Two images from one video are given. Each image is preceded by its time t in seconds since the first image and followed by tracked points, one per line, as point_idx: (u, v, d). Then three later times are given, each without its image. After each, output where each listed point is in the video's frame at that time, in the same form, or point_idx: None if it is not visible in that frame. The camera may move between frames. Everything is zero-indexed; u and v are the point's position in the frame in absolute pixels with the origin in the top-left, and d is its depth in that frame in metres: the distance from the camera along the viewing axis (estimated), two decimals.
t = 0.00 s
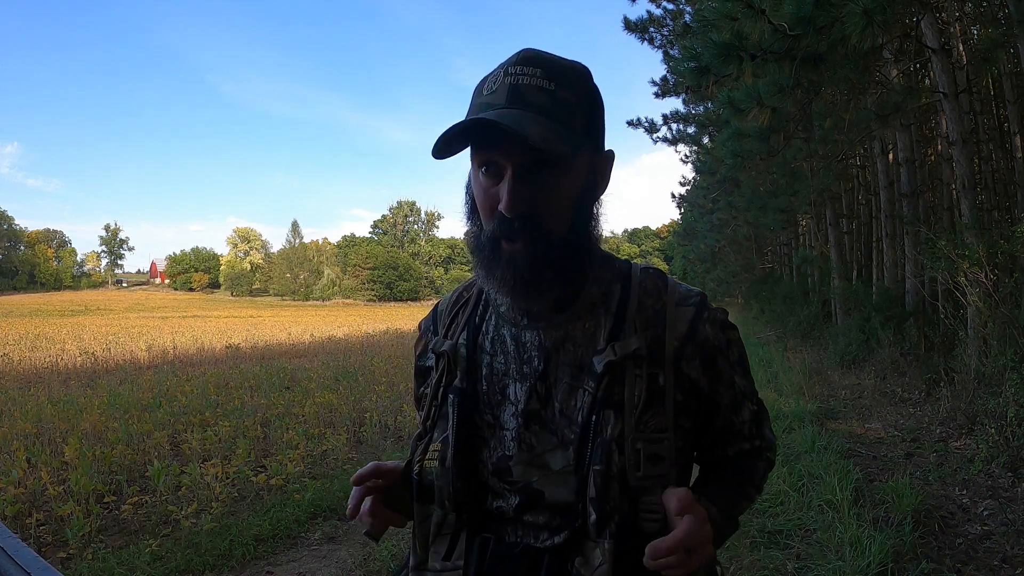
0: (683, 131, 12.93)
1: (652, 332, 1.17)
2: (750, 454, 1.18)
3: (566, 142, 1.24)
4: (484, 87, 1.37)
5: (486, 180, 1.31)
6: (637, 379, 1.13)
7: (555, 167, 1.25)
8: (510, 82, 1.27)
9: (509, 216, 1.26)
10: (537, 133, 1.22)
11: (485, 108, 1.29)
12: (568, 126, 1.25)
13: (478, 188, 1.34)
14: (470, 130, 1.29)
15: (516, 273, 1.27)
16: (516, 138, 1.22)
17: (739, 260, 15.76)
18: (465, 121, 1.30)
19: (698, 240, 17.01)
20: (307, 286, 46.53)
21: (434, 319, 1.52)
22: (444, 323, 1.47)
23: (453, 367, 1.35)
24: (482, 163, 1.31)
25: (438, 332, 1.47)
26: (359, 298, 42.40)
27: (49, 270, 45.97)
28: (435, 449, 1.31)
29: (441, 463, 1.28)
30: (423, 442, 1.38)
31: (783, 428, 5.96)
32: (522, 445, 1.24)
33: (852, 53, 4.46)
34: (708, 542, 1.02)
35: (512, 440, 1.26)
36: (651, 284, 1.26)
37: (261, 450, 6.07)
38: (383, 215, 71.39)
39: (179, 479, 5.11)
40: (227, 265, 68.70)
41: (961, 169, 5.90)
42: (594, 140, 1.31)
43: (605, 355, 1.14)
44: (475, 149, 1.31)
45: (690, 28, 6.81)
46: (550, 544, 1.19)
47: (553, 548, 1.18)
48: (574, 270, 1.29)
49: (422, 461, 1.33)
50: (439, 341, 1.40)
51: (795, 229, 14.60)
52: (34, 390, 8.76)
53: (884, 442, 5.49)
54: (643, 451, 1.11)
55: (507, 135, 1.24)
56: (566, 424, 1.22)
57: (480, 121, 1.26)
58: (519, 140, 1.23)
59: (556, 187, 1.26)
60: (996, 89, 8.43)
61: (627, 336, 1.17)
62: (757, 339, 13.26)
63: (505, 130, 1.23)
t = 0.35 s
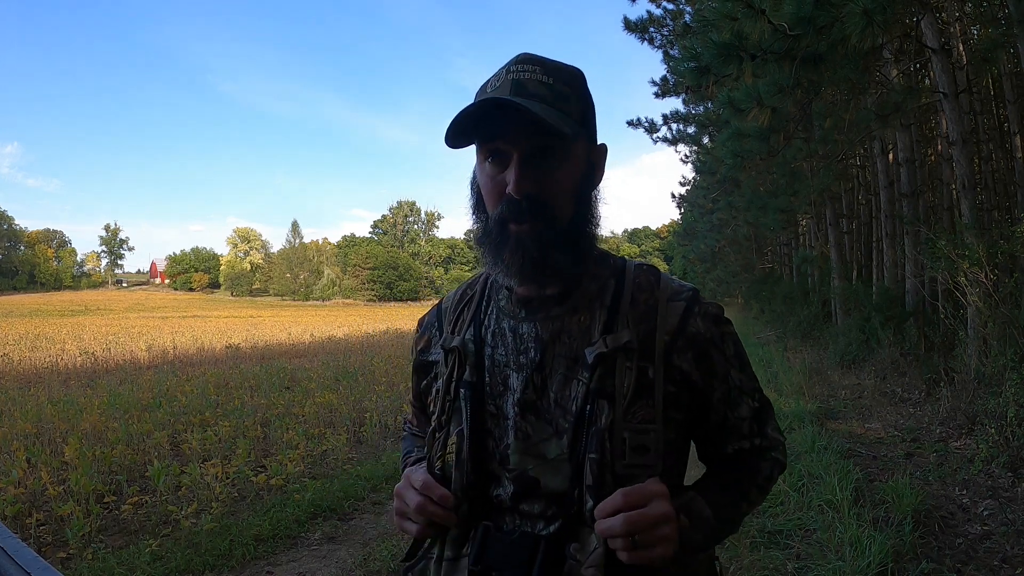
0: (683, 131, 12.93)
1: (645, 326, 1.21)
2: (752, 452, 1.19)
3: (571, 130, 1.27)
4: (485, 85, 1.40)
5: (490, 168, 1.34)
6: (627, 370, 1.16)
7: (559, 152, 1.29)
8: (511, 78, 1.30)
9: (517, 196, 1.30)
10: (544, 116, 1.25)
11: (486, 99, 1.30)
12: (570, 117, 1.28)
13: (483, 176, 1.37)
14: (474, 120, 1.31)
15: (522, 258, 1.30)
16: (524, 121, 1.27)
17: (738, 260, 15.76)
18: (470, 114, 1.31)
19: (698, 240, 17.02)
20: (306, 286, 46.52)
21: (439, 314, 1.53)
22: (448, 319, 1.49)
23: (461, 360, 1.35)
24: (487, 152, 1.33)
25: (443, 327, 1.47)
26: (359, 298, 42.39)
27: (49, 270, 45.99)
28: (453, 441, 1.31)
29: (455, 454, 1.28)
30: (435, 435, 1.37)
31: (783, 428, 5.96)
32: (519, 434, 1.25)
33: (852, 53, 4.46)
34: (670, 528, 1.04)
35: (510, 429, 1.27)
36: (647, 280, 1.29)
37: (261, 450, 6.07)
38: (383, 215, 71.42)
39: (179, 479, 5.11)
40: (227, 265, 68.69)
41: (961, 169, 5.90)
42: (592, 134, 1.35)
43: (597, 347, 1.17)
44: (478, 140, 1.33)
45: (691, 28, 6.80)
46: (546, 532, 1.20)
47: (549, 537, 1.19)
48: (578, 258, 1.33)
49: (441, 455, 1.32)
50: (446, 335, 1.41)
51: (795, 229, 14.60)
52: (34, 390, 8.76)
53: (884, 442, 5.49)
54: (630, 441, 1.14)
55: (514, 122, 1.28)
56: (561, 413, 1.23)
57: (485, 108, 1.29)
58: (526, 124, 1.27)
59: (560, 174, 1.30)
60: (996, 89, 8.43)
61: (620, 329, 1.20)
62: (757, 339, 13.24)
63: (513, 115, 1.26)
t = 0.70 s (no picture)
0: (683, 131, 12.92)
1: (619, 327, 1.32)
2: (706, 435, 1.34)
3: (569, 139, 1.37)
4: (478, 93, 1.44)
5: (490, 170, 1.39)
6: (605, 368, 1.27)
7: (556, 158, 1.39)
8: (512, 88, 1.35)
9: (518, 197, 1.37)
10: (549, 126, 1.35)
11: (489, 107, 1.35)
12: (567, 127, 1.38)
13: (478, 178, 1.42)
14: (477, 124, 1.36)
15: (523, 255, 1.37)
16: (528, 128, 1.35)
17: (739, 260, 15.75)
18: (474, 119, 1.36)
19: (698, 240, 17.00)
20: (306, 286, 46.45)
21: (419, 310, 1.54)
22: (430, 317, 1.51)
23: (448, 358, 1.39)
24: (487, 156, 1.39)
25: (426, 324, 1.49)
26: (359, 298, 42.32)
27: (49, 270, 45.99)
28: (445, 435, 1.34)
29: (449, 446, 1.32)
30: (423, 429, 1.40)
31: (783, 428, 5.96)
32: (508, 427, 1.32)
33: (852, 53, 4.47)
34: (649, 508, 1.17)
35: (499, 423, 1.33)
36: (620, 282, 1.42)
37: (261, 450, 6.07)
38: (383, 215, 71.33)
39: (179, 479, 5.11)
40: (227, 265, 68.66)
41: (961, 169, 5.90)
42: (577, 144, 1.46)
43: (578, 348, 1.27)
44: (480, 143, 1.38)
45: (691, 28, 6.80)
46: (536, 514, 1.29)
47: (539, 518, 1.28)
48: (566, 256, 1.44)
49: (434, 447, 1.36)
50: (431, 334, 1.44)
51: (795, 229, 14.58)
52: (33, 390, 8.74)
53: (884, 442, 5.49)
54: (610, 432, 1.24)
55: (518, 129, 1.36)
56: (547, 407, 1.31)
57: (491, 113, 1.34)
58: (531, 131, 1.35)
59: (556, 178, 1.40)
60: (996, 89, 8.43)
61: (598, 330, 1.31)
62: (757, 339, 13.23)
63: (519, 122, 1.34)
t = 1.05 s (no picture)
0: (683, 131, 12.92)
1: (598, 322, 1.35)
2: (671, 420, 1.37)
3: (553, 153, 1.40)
4: (464, 110, 1.45)
5: (480, 179, 1.39)
6: (587, 361, 1.30)
7: (540, 169, 1.40)
8: (500, 106, 1.37)
9: (508, 205, 1.38)
10: (535, 142, 1.37)
11: (481, 120, 1.36)
12: (551, 142, 1.40)
13: (466, 186, 1.42)
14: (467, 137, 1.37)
15: (512, 261, 1.37)
16: (517, 142, 1.37)
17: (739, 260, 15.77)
18: (463, 137, 1.37)
19: (698, 240, 17.00)
20: (306, 286, 46.55)
21: (407, 310, 1.52)
22: (420, 317, 1.48)
23: (442, 354, 1.38)
24: (476, 167, 1.39)
25: (416, 324, 1.47)
26: (360, 298, 42.44)
27: (49, 270, 46.01)
28: (444, 427, 1.34)
29: (448, 437, 1.32)
30: (417, 423, 1.39)
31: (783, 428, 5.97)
32: (500, 417, 1.33)
33: (852, 53, 4.47)
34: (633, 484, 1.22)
35: (492, 413, 1.34)
36: (597, 282, 1.45)
37: (261, 450, 6.07)
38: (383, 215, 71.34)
39: (179, 478, 5.11)
40: (227, 265, 68.74)
41: (961, 169, 5.90)
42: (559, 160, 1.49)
43: (562, 342, 1.30)
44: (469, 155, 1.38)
45: (691, 28, 6.80)
46: (528, 497, 1.30)
47: (532, 500, 1.30)
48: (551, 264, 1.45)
49: (431, 439, 1.36)
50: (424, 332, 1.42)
51: (795, 229, 14.58)
52: (33, 390, 8.76)
53: (884, 442, 5.49)
54: (593, 417, 1.28)
55: (507, 142, 1.37)
56: (534, 398, 1.33)
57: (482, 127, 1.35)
58: (519, 143, 1.37)
59: (542, 189, 1.41)
60: (996, 89, 8.43)
61: (580, 326, 1.33)
62: (757, 339, 13.24)
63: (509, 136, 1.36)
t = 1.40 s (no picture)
0: (683, 131, 12.93)
1: (571, 314, 1.36)
2: (663, 419, 1.36)
3: (470, 155, 1.36)
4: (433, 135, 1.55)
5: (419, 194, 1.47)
6: (556, 349, 1.32)
7: (463, 175, 1.37)
8: (431, 127, 1.44)
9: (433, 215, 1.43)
10: (435, 155, 1.37)
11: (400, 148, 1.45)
12: (471, 145, 1.37)
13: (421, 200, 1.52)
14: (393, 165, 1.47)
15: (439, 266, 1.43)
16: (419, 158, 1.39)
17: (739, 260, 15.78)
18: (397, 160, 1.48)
19: (698, 240, 16.99)
20: (307, 286, 46.55)
21: (413, 306, 1.68)
22: (421, 310, 1.63)
23: (430, 342, 1.52)
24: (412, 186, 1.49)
25: (416, 316, 1.63)
26: (359, 298, 42.45)
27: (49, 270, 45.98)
28: (424, 408, 1.47)
29: (427, 416, 1.45)
30: (409, 405, 1.54)
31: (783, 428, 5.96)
32: (474, 400, 1.42)
33: (851, 53, 4.47)
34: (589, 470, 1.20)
35: (468, 397, 1.44)
36: (574, 277, 1.44)
37: (261, 450, 6.07)
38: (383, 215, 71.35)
39: (179, 478, 5.10)
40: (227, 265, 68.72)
41: (961, 169, 5.89)
42: (498, 155, 1.39)
43: (532, 331, 1.34)
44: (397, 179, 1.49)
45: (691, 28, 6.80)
46: (495, 477, 1.36)
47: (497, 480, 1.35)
48: (496, 260, 1.41)
49: (415, 418, 1.49)
50: (419, 323, 1.57)
51: (795, 229, 14.57)
52: (33, 390, 8.76)
53: (884, 441, 5.49)
54: (557, 405, 1.29)
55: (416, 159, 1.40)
56: (504, 383, 1.40)
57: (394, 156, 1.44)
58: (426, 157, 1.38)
59: (463, 192, 1.38)
60: (996, 89, 8.43)
61: (550, 316, 1.36)
62: (757, 339, 13.25)
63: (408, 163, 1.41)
